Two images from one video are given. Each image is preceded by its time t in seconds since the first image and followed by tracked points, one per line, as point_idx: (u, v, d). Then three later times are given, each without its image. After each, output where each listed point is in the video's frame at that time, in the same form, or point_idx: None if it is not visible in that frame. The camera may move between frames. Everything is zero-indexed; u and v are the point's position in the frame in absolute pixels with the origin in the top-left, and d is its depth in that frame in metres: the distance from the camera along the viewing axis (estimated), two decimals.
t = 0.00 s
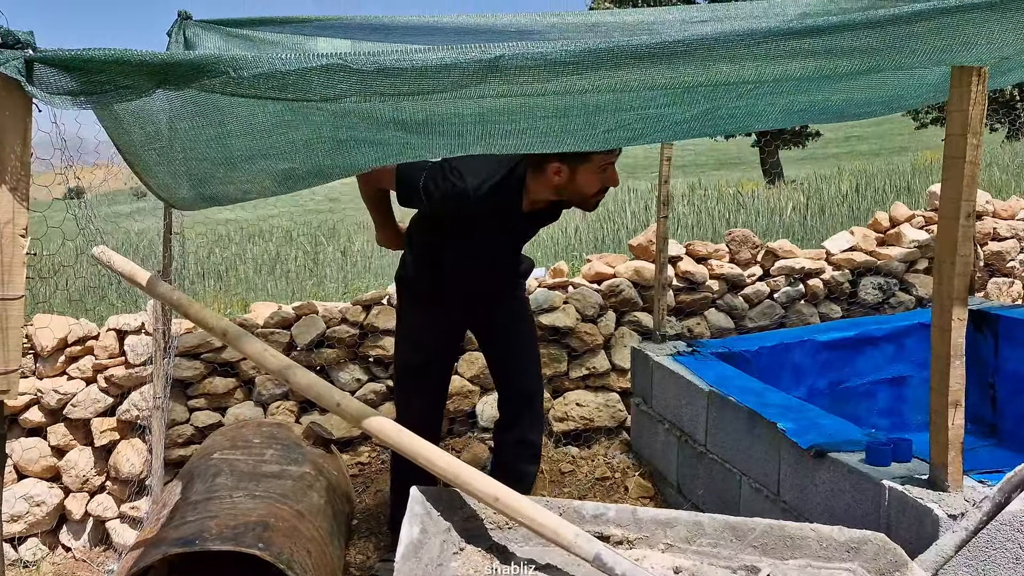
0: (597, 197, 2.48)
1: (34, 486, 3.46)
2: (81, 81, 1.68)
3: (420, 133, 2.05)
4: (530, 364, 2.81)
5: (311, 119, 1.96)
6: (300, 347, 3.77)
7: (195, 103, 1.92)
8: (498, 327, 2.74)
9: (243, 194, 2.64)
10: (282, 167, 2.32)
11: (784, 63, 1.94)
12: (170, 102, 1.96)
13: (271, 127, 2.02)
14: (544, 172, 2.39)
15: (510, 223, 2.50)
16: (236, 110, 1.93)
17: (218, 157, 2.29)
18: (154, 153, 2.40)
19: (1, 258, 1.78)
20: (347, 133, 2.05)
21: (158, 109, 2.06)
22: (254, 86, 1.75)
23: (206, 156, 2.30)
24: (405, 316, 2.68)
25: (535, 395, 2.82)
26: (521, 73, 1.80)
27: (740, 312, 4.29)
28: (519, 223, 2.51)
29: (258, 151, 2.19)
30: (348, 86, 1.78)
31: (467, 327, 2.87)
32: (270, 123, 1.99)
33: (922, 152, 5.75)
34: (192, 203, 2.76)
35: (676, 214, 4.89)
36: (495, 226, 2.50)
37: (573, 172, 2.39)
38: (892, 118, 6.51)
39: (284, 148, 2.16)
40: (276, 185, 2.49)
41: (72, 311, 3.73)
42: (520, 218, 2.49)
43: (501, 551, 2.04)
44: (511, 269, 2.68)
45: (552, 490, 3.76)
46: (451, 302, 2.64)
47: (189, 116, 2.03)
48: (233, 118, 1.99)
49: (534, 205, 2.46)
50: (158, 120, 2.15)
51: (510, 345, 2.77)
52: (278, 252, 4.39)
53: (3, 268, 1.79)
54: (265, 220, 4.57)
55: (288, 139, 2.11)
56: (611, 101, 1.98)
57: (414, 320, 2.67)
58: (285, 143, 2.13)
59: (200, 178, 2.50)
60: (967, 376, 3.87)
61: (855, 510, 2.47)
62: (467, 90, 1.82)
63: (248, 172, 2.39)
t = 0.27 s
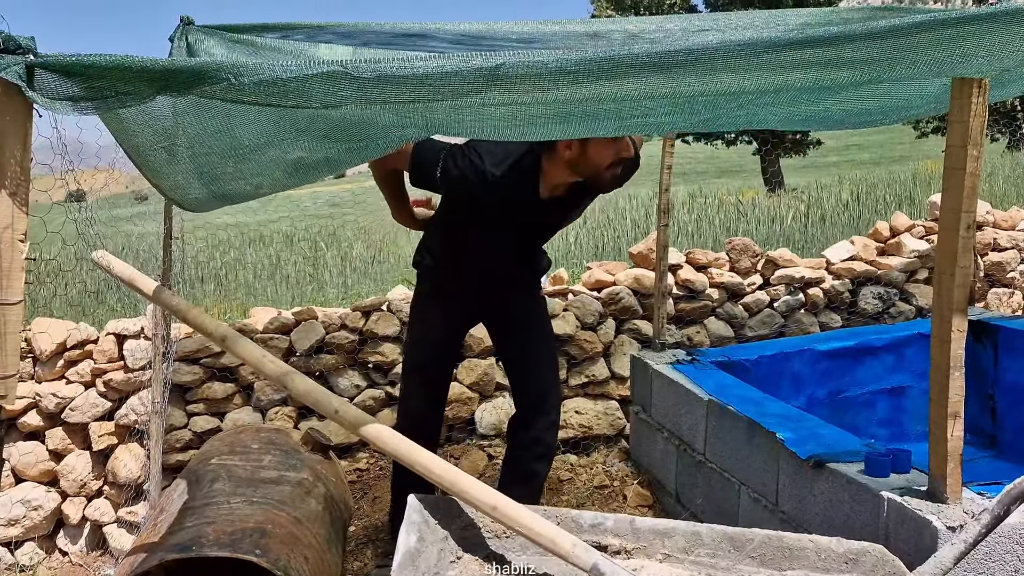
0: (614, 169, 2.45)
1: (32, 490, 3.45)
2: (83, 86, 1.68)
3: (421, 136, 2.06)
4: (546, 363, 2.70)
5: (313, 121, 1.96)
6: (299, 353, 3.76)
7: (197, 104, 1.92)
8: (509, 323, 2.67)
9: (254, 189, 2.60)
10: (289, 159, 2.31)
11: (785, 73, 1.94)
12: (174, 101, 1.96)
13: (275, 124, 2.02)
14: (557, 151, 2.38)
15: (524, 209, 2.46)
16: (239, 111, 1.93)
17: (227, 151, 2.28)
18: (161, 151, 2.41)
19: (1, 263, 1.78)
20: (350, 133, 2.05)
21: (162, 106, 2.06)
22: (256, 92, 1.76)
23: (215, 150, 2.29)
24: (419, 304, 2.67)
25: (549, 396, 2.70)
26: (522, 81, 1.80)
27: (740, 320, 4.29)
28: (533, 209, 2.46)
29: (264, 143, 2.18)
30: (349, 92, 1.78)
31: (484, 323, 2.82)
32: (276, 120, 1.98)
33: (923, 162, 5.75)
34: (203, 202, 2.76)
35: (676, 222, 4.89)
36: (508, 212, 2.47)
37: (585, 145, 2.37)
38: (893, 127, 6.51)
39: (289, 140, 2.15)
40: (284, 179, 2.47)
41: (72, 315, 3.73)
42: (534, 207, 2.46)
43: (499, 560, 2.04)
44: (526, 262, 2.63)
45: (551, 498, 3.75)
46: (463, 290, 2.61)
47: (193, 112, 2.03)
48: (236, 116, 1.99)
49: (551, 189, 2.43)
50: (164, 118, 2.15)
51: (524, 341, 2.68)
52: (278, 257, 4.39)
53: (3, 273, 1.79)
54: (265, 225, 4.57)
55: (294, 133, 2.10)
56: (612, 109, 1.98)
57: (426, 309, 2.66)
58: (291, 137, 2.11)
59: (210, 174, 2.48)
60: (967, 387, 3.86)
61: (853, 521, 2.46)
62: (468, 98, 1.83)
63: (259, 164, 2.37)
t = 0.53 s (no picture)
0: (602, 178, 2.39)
1: (29, 495, 3.45)
2: (82, 91, 1.68)
3: (421, 142, 2.06)
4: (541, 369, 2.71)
5: (311, 128, 1.96)
6: (298, 359, 3.76)
7: (194, 111, 1.93)
8: (505, 331, 2.67)
9: (246, 199, 2.62)
10: (283, 172, 2.32)
11: (785, 81, 1.94)
12: (172, 110, 1.96)
13: (272, 135, 2.03)
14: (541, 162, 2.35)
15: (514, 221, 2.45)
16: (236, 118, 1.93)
17: (222, 162, 2.28)
18: (156, 160, 2.41)
19: None
20: (348, 142, 2.05)
21: (160, 115, 2.06)
22: (254, 97, 1.75)
23: (209, 161, 2.29)
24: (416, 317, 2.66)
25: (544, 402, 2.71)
26: (522, 87, 1.80)
27: (740, 328, 4.28)
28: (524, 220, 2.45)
29: (259, 155, 2.19)
30: (350, 98, 1.78)
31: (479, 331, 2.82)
32: (273, 129, 1.98)
33: (923, 170, 5.76)
34: (197, 209, 2.76)
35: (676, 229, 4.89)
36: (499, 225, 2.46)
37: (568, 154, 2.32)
38: (893, 135, 6.52)
39: (284, 152, 2.16)
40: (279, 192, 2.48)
41: (71, 319, 3.73)
42: (525, 216, 2.45)
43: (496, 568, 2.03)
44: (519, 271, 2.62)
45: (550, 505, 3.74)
46: (457, 304, 2.60)
47: (189, 123, 2.04)
48: (233, 125, 1.99)
49: (540, 198, 2.43)
50: (161, 128, 2.15)
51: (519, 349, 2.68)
52: (278, 262, 4.39)
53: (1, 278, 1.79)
54: (265, 230, 4.57)
55: (289, 145, 2.11)
56: (613, 115, 1.98)
57: (422, 318, 2.65)
58: (286, 149, 2.12)
59: (204, 183, 2.49)
60: (966, 396, 3.86)
61: (853, 530, 2.46)
62: (468, 104, 1.83)
63: (252, 177, 2.38)
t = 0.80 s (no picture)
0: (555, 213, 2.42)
1: (30, 501, 3.44)
2: (87, 98, 1.69)
3: (423, 151, 2.05)
4: (523, 375, 2.76)
5: (313, 138, 1.97)
6: (299, 365, 3.76)
7: (195, 121, 1.93)
8: (487, 336, 2.72)
9: (242, 213, 2.61)
10: (281, 188, 2.33)
11: (786, 89, 1.95)
12: (174, 121, 1.96)
13: (272, 148, 2.04)
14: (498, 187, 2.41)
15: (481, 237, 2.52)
16: (238, 128, 1.93)
17: (219, 174, 2.28)
18: (155, 170, 2.42)
19: (3, 275, 1.78)
20: (350, 152, 2.06)
21: (161, 126, 2.06)
22: (257, 105, 1.76)
23: (207, 171, 2.29)
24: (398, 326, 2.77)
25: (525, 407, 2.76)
26: (525, 95, 1.80)
27: (741, 335, 4.28)
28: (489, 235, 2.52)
29: (257, 168, 2.19)
30: (353, 106, 1.78)
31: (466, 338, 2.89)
32: (273, 141, 1.99)
33: (923, 176, 5.77)
34: (194, 220, 2.77)
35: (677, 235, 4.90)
36: (466, 241, 2.53)
37: (520, 190, 2.36)
38: (893, 142, 6.52)
39: (286, 167, 2.16)
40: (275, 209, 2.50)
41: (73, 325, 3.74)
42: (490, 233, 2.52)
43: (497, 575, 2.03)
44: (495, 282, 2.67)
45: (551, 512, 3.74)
46: (434, 314, 2.69)
47: (190, 134, 2.04)
48: (234, 136, 1.99)
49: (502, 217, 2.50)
50: (162, 138, 2.16)
51: (500, 357, 2.74)
52: (279, 268, 4.39)
53: (4, 285, 1.79)
54: (266, 236, 4.57)
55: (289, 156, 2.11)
56: (615, 123, 1.98)
57: (405, 323, 2.74)
58: (287, 162, 2.13)
59: (200, 194, 2.49)
60: (967, 403, 3.86)
61: (854, 538, 2.45)
62: (470, 111, 1.83)
63: (248, 191, 2.39)
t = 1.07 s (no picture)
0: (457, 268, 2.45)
1: (30, 508, 3.44)
2: (88, 110, 1.68)
3: (423, 166, 2.05)
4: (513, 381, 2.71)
5: (312, 152, 1.97)
6: (299, 371, 3.76)
7: (195, 134, 1.93)
8: (475, 340, 2.69)
9: (239, 228, 2.60)
10: (278, 203, 2.33)
11: (786, 101, 1.95)
12: (174, 135, 1.96)
13: (272, 161, 2.04)
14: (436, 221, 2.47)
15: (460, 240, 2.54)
16: (238, 141, 1.93)
17: (216, 189, 2.28)
18: (155, 182, 2.42)
19: (4, 286, 1.79)
20: (350, 166, 2.05)
21: (160, 140, 2.06)
22: (258, 117, 1.76)
23: (206, 187, 2.28)
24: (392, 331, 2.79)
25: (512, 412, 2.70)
26: (525, 108, 1.81)
27: (741, 341, 4.29)
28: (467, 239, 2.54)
29: (255, 184, 2.19)
30: (354, 119, 1.78)
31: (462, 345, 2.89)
32: (273, 155, 1.99)
33: (923, 182, 5.77)
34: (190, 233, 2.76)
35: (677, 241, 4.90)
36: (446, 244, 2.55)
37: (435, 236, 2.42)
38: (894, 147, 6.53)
39: (285, 181, 2.16)
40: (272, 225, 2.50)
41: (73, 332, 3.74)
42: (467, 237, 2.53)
43: None
44: (481, 286, 2.66)
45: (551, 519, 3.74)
46: (422, 317, 2.71)
47: (190, 148, 2.04)
48: (232, 149, 2.00)
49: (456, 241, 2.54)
50: (163, 152, 2.16)
51: (487, 362, 2.70)
52: (279, 274, 4.39)
53: (5, 296, 1.79)
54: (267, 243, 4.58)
55: (287, 172, 2.12)
56: (616, 136, 1.99)
57: (396, 328, 2.78)
58: (285, 176, 2.13)
59: (199, 210, 2.48)
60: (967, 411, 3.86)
61: (855, 547, 2.46)
62: (471, 124, 1.83)
63: (246, 207, 2.39)
